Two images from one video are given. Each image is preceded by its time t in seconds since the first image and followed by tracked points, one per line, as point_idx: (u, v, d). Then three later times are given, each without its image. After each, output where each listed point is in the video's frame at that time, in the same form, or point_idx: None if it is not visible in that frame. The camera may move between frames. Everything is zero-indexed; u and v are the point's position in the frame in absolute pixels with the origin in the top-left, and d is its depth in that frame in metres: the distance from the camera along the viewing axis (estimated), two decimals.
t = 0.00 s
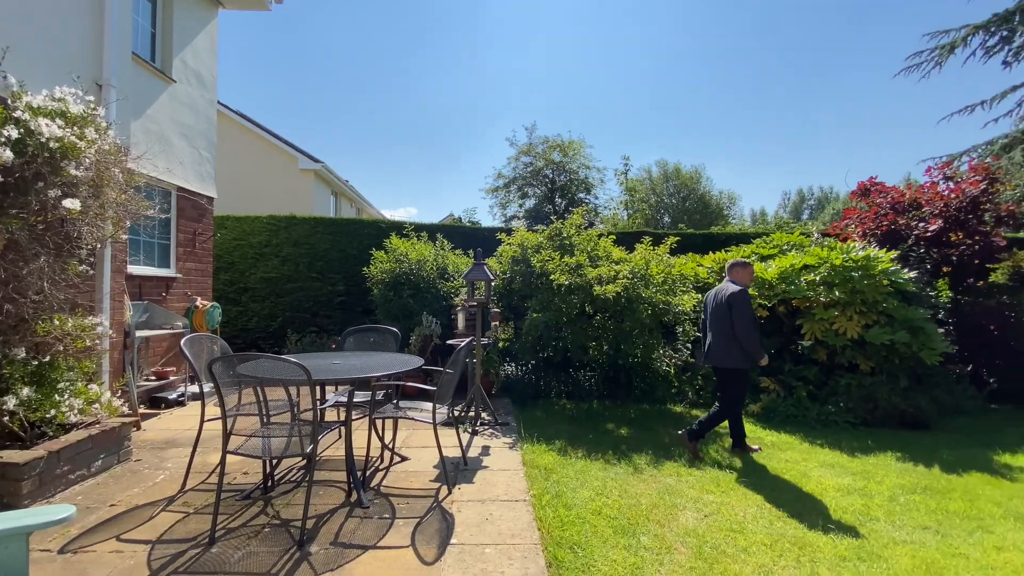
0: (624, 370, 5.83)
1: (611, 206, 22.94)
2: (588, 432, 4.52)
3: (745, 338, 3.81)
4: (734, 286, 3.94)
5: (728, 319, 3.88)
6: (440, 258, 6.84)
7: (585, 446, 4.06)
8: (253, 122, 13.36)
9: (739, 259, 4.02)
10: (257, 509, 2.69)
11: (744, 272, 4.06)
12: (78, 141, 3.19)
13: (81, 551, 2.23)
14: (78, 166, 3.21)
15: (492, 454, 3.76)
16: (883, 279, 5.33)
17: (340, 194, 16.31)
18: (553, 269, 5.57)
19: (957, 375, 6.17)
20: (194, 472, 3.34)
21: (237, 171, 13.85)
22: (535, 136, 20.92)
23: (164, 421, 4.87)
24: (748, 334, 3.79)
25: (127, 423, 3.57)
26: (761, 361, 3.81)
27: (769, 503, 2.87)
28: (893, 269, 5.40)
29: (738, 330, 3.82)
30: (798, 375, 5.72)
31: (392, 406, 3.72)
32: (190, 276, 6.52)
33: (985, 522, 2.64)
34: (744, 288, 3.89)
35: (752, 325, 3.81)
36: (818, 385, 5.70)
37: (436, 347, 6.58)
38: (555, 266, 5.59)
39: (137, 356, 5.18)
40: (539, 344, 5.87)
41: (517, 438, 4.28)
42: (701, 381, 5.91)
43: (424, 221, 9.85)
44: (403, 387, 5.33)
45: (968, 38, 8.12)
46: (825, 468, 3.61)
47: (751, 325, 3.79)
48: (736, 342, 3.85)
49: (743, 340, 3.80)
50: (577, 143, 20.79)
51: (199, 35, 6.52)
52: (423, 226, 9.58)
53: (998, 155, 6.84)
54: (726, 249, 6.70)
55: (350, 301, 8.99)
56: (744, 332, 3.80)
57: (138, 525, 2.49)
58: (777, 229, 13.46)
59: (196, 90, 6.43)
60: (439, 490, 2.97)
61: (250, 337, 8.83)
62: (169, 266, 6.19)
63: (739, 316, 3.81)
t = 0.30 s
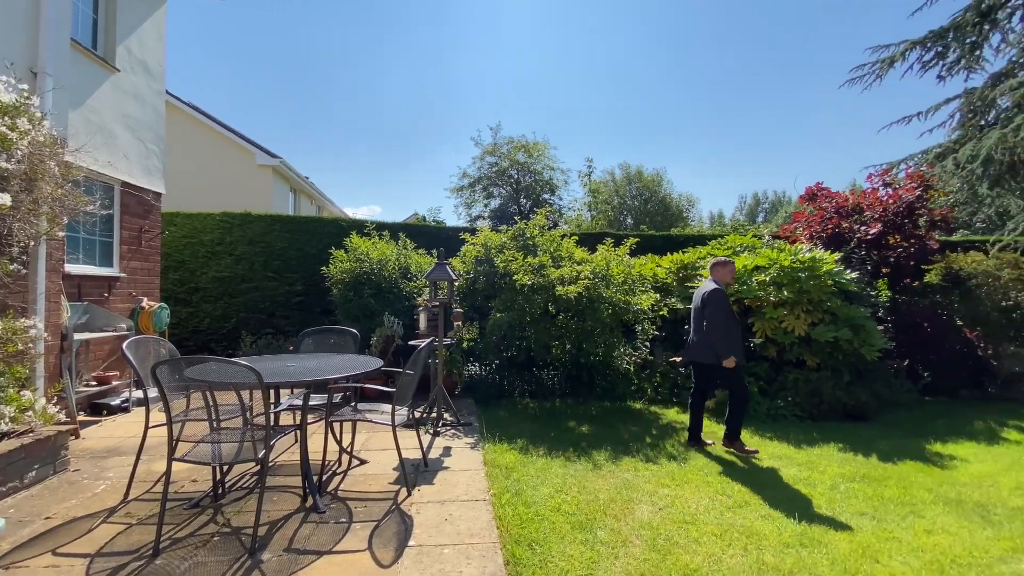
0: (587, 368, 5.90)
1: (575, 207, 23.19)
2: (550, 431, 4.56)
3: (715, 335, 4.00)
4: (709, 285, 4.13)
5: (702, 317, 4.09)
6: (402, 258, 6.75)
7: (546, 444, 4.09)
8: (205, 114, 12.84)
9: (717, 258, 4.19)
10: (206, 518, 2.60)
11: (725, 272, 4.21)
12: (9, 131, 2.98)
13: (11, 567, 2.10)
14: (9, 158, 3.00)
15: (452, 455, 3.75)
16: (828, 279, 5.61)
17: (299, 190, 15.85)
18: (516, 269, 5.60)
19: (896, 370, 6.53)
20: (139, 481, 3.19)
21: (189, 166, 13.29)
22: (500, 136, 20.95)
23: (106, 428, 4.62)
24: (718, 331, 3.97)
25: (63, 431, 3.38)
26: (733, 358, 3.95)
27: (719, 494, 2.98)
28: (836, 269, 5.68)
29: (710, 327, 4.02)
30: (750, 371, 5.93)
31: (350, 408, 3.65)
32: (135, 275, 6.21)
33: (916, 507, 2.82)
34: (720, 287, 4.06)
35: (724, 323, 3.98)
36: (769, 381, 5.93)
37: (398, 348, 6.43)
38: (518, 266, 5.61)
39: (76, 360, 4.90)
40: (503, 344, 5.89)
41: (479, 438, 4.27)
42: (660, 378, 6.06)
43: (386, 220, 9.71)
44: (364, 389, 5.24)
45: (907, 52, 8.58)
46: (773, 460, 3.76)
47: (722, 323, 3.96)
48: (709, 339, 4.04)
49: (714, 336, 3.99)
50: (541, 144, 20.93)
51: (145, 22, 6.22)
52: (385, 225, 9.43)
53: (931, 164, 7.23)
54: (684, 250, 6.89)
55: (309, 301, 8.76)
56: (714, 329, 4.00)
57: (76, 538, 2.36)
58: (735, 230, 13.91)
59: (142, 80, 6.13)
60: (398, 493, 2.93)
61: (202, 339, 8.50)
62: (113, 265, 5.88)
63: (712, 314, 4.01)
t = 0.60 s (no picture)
0: (546, 367, 5.95)
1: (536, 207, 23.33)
2: (508, 429, 4.58)
3: (697, 341, 4.04)
4: (694, 289, 4.14)
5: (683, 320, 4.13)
6: (359, 257, 6.62)
7: (504, 443, 4.11)
8: (143, 102, 12.13)
9: (701, 261, 4.16)
10: (145, 528, 2.48)
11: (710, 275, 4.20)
12: None
13: None
14: None
15: (408, 456, 3.71)
16: (772, 279, 5.87)
17: (250, 186, 15.26)
18: (475, 269, 5.59)
19: (834, 365, 6.90)
20: (70, 493, 3.00)
21: (131, 158, 12.61)
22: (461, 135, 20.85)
23: (35, 438, 4.32)
24: (697, 335, 4.01)
25: None
26: (710, 362, 3.99)
27: (669, 486, 3.06)
28: (779, 270, 5.96)
29: (690, 331, 4.06)
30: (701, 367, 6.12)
31: (300, 411, 3.55)
32: (68, 274, 5.84)
33: (848, 492, 2.99)
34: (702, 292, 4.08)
35: (704, 328, 4.01)
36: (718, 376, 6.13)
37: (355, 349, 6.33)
38: (477, 266, 5.60)
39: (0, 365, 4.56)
40: (462, 344, 5.87)
41: (437, 438, 4.24)
42: (616, 375, 6.19)
43: (342, 218, 9.52)
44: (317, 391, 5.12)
45: (845, 66, 9.03)
46: (721, 452, 3.91)
47: (701, 328, 3.99)
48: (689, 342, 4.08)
49: (692, 340, 4.03)
50: (502, 144, 20.95)
51: (81, 5, 5.85)
52: (340, 223, 9.23)
53: (865, 171, 7.70)
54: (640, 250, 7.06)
55: (259, 301, 8.47)
56: (695, 333, 4.03)
57: None
58: (690, 232, 14.36)
59: (76, 67, 5.76)
60: (350, 495, 2.88)
61: (143, 341, 8.09)
62: (43, 263, 5.51)
63: (692, 318, 4.05)
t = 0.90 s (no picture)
0: (502, 366, 5.97)
1: (495, 207, 23.31)
2: (462, 429, 4.57)
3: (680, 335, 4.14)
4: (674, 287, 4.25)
5: (664, 318, 4.23)
6: (309, 255, 6.43)
7: (458, 442, 4.09)
8: (69, 86, 11.33)
9: (674, 259, 4.31)
10: (72, 542, 2.33)
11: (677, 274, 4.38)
12: None
13: None
14: None
15: (359, 459, 3.64)
16: (718, 279, 6.10)
17: (193, 179, 14.53)
18: (431, 269, 5.54)
19: (774, 360, 7.25)
20: None
21: (60, 147, 11.79)
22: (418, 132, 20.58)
23: None
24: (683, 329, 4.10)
25: None
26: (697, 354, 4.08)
27: (619, 479, 3.14)
28: (724, 270, 6.20)
29: (674, 326, 4.15)
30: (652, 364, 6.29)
31: (245, 415, 3.42)
32: None
33: (783, 480, 3.15)
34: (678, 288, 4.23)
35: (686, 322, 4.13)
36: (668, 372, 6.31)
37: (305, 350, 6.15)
38: (432, 265, 5.55)
39: None
40: (418, 345, 5.81)
41: (390, 440, 4.17)
42: (571, 373, 6.28)
43: (292, 215, 9.22)
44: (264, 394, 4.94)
45: (785, 78, 9.48)
46: (668, 445, 4.04)
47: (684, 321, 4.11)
48: (673, 337, 4.17)
49: (678, 334, 4.11)
50: (460, 142, 20.80)
51: None
52: (290, 220, 8.93)
53: (803, 176, 8.11)
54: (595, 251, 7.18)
55: (202, 301, 8.09)
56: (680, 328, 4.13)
57: None
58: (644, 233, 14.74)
59: None
60: (297, 501, 2.80)
61: (73, 344, 7.59)
62: None
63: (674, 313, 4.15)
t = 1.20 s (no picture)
0: (454, 366, 5.94)
1: (450, 206, 23.11)
2: (412, 429, 4.51)
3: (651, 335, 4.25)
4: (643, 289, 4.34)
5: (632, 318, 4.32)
6: (250, 253, 6.19)
7: (408, 443, 4.04)
8: None
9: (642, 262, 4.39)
10: None
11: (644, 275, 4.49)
12: None
13: None
14: None
15: (303, 463, 3.53)
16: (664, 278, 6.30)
17: (125, 172, 13.67)
18: (381, 267, 5.44)
19: (716, 356, 7.56)
20: None
21: None
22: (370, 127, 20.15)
23: None
24: (650, 330, 4.22)
25: None
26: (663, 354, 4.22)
27: (566, 473, 3.20)
28: (670, 270, 6.41)
29: (641, 326, 4.25)
30: (601, 361, 6.43)
31: (178, 420, 3.25)
32: None
33: (720, 469, 3.30)
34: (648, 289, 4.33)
35: (653, 322, 4.25)
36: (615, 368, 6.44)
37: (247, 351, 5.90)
38: (383, 264, 5.46)
39: None
40: (368, 345, 5.69)
41: (336, 442, 4.06)
42: (524, 371, 6.33)
43: (232, 211, 8.82)
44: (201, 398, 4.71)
45: (727, 88, 9.90)
46: (614, 440, 4.14)
47: (651, 322, 4.22)
48: (640, 337, 4.27)
49: (646, 335, 4.21)
50: (414, 139, 20.50)
51: None
52: (229, 216, 8.55)
53: (743, 182, 8.46)
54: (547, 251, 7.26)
55: (133, 302, 7.60)
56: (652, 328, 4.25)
57: None
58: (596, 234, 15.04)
59: None
60: (235, 507, 2.69)
61: None
62: None
63: (642, 313, 4.25)
